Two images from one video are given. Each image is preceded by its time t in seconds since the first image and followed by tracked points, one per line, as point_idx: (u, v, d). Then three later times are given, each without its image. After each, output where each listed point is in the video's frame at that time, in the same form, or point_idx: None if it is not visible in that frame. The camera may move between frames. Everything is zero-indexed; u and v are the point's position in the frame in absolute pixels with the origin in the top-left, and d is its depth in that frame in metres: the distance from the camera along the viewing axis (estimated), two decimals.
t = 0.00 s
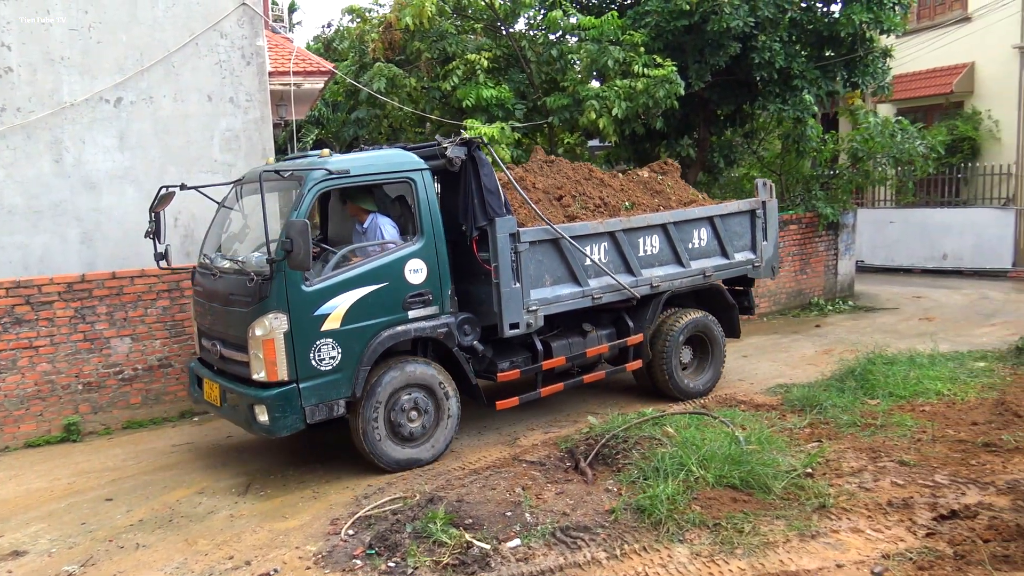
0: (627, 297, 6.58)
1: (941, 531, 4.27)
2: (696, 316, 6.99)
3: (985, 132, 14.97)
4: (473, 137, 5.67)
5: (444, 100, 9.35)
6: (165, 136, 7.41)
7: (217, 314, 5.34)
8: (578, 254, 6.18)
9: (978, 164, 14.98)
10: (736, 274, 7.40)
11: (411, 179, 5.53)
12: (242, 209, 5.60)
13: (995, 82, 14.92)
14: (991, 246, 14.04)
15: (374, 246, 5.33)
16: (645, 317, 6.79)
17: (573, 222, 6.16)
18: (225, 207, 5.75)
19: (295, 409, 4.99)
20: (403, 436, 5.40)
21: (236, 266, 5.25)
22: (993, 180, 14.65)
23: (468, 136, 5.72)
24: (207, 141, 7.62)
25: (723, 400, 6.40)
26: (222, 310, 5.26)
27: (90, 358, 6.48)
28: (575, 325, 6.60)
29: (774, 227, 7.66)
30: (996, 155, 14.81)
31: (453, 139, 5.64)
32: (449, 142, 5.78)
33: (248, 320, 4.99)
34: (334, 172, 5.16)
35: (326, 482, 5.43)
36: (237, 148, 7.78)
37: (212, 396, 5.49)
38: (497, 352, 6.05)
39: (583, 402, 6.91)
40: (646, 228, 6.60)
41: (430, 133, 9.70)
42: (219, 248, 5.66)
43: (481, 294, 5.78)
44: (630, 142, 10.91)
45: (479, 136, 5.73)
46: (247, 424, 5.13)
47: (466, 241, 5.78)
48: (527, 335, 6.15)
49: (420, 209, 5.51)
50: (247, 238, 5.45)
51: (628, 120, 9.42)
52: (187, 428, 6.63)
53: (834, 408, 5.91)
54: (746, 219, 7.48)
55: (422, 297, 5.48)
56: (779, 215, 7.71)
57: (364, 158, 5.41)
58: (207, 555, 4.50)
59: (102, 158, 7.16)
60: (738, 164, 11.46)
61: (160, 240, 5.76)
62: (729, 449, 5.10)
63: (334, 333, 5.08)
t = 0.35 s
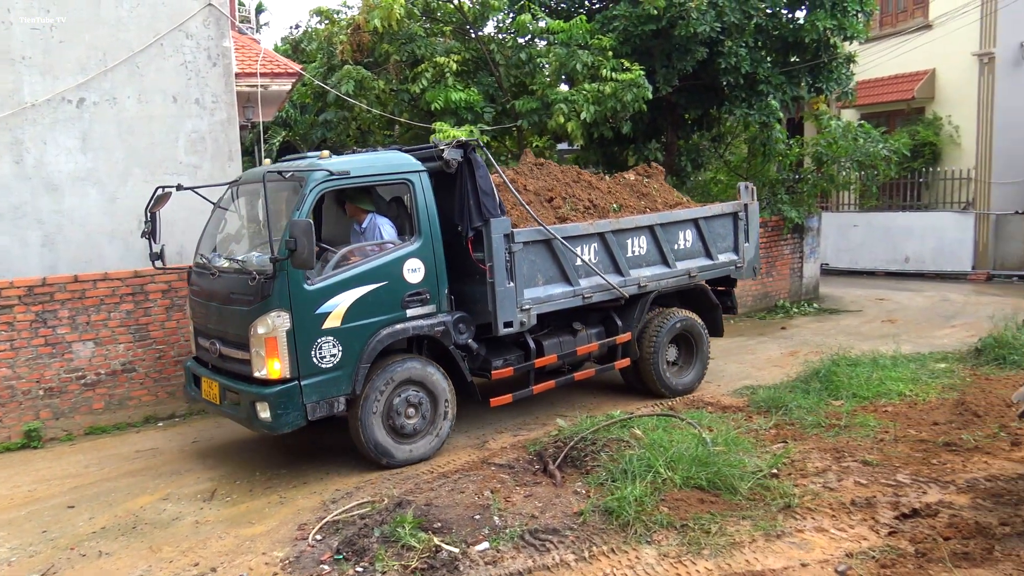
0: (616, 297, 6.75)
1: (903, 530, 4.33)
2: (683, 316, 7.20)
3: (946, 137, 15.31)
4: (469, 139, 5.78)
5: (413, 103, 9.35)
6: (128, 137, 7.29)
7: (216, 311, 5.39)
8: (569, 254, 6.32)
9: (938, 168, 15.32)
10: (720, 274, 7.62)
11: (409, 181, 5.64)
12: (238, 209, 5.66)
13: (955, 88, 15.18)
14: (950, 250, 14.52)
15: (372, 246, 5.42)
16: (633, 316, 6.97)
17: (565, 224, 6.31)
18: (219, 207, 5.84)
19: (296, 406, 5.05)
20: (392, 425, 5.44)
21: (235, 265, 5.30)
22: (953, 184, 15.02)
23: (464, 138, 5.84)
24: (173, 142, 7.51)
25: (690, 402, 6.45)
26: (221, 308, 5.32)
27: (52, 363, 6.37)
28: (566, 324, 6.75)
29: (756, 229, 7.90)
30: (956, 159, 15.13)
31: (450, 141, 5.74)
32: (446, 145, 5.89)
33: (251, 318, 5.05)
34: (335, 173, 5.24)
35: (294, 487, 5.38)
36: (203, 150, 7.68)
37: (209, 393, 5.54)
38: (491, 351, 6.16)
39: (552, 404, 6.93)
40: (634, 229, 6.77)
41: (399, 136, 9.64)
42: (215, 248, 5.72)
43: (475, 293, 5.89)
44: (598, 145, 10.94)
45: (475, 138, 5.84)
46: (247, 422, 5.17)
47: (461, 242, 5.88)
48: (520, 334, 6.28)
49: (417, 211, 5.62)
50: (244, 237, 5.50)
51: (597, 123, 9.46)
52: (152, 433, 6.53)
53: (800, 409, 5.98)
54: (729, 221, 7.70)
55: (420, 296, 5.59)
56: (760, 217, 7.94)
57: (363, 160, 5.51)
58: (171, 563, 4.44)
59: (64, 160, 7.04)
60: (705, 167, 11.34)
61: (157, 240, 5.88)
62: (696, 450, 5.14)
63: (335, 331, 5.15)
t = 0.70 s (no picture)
0: (598, 296, 6.96)
1: (858, 526, 4.41)
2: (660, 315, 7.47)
3: (900, 141, 15.54)
4: (458, 141, 5.93)
5: (374, 105, 9.30)
6: (82, 139, 7.14)
7: (206, 311, 5.46)
8: (553, 255, 6.52)
9: (893, 171, 15.58)
10: (696, 274, 7.88)
11: (399, 182, 5.78)
12: (227, 210, 5.74)
13: (909, 93, 15.41)
14: (904, 251, 14.97)
15: (363, 246, 5.55)
16: (613, 315, 7.18)
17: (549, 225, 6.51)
18: (206, 208, 5.90)
19: (291, 404, 5.15)
20: (376, 409, 5.54)
21: (228, 264, 5.39)
22: (908, 187, 15.29)
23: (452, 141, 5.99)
24: (128, 144, 7.37)
25: (651, 403, 6.50)
26: (212, 308, 5.39)
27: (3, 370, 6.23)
28: (549, 323, 6.94)
29: (730, 229, 8.18)
30: (910, 163, 15.45)
31: (439, 144, 5.89)
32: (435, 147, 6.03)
33: (244, 317, 5.13)
34: (327, 174, 5.36)
35: (254, 493, 5.32)
36: (160, 152, 7.55)
37: (199, 392, 5.62)
38: (478, 349, 6.31)
39: (514, 407, 6.94)
40: (615, 230, 7.00)
41: (360, 138, 9.60)
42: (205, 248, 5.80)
43: (462, 293, 6.05)
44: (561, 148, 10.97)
45: (462, 141, 6.00)
46: (241, 420, 5.24)
47: (449, 242, 6.03)
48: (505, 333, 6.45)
49: (408, 212, 5.76)
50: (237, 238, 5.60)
51: (558, 125, 9.50)
52: (107, 441, 6.41)
53: (758, 409, 6.07)
54: (704, 223, 7.97)
55: (410, 295, 5.73)
56: (733, 218, 8.23)
57: (354, 162, 5.63)
58: (127, 572, 4.37)
59: (15, 161, 6.88)
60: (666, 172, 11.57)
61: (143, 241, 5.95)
62: (657, 451, 5.18)
63: (328, 330, 5.26)
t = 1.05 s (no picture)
0: (575, 294, 7.13)
1: (816, 521, 4.47)
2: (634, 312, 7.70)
3: (852, 142, 15.91)
4: (441, 143, 6.08)
5: (331, 107, 9.22)
6: (30, 142, 6.97)
7: (193, 312, 5.54)
8: (533, 254, 6.69)
9: (846, 172, 15.99)
10: (669, 272, 8.08)
11: (384, 183, 5.93)
12: (211, 211, 5.82)
13: (859, 94, 15.77)
14: (859, 250, 15.27)
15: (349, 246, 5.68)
16: (590, 312, 7.36)
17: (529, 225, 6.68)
18: (188, 208, 5.96)
19: (279, 401, 5.25)
20: (365, 393, 5.68)
21: (214, 265, 5.47)
22: (861, 186, 15.68)
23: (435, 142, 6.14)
24: (78, 147, 7.21)
25: (612, 403, 6.54)
26: (199, 307, 5.47)
27: None
28: (529, 320, 7.10)
29: (700, 229, 8.40)
30: (862, 163, 15.80)
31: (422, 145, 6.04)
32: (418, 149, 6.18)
33: (233, 316, 5.22)
34: (314, 175, 5.49)
35: (212, 501, 5.25)
36: (112, 155, 7.39)
37: (186, 392, 5.68)
38: (460, 347, 6.45)
39: (477, 409, 6.94)
40: (591, 230, 7.18)
41: (318, 141, 9.60)
42: (189, 249, 5.88)
43: (445, 291, 6.20)
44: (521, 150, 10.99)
45: (446, 142, 6.15)
46: (228, 418, 5.32)
47: (432, 241, 6.18)
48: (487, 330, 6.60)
49: (393, 212, 5.92)
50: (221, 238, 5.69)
51: (517, 127, 9.51)
52: (60, 451, 6.26)
53: (717, 408, 6.14)
54: (676, 223, 8.18)
55: (395, 294, 5.88)
56: (704, 218, 8.48)
57: (339, 163, 5.77)
58: None
59: None
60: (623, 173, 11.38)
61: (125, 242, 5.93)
62: (618, 450, 5.22)
63: (317, 328, 5.38)
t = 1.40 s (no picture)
0: (558, 292, 7.19)
1: (782, 519, 4.52)
2: (615, 309, 7.79)
3: (816, 144, 16.18)
4: (427, 144, 6.17)
5: (298, 107, 9.15)
6: None
7: (181, 311, 5.54)
8: (517, 252, 6.74)
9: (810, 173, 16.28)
10: (648, 271, 8.17)
11: (371, 182, 6.01)
12: (197, 211, 5.84)
13: (823, 97, 16.04)
14: (823, 250, 15.34)
15: (336, 245, 5.74)
16: (572, 309, 7.42)
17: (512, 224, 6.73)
18: (175, 209, 5.98)
19: (270, 398, 5.27)
20: (360, 381, 5.78)
21: (203, 264, 5.49)
22: (824, 188, 15.97)
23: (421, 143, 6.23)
24: (38, 147, 7.07)
25: (581, 403, 6.57)
26: (187, 306, 5.48)
27: None
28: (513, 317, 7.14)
29: (678, 228, 8.52)
30: (826, 165, 16.10)
31: (408, 146, 6.12)
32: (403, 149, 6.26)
33: (222, 315, 5.24)
34: (303, 174, 5.54)
35: (178, 506, 5.18)
36: (73, 155, 7.27)
37: (173, 390, 5.68)
38: (446, 344, 6.49)
39: (446, 410, 6.92)
40: (573, 229, 7.25)
41: (285, 141, 9.53)
42: (175, 248, 5.89)
43: (431, 289, 6.27)
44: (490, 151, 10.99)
45: (431, 143, 6.24)
46: (219, 415, 5.32)
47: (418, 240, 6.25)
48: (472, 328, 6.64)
49: (380, 210, 6.00)
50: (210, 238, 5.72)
51: (486, 128, 9.50)
52: (21, 457, 6.14)
53: (685, 407, 6.19)
54: (654, 222, 8.29)
55: (382, 291, 5.95)
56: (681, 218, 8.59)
57: (327, 162, 5.84)
58: None
59: None
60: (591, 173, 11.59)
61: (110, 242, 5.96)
62: (587, 450, 5.23)
63: (307, 325, 5.42)
